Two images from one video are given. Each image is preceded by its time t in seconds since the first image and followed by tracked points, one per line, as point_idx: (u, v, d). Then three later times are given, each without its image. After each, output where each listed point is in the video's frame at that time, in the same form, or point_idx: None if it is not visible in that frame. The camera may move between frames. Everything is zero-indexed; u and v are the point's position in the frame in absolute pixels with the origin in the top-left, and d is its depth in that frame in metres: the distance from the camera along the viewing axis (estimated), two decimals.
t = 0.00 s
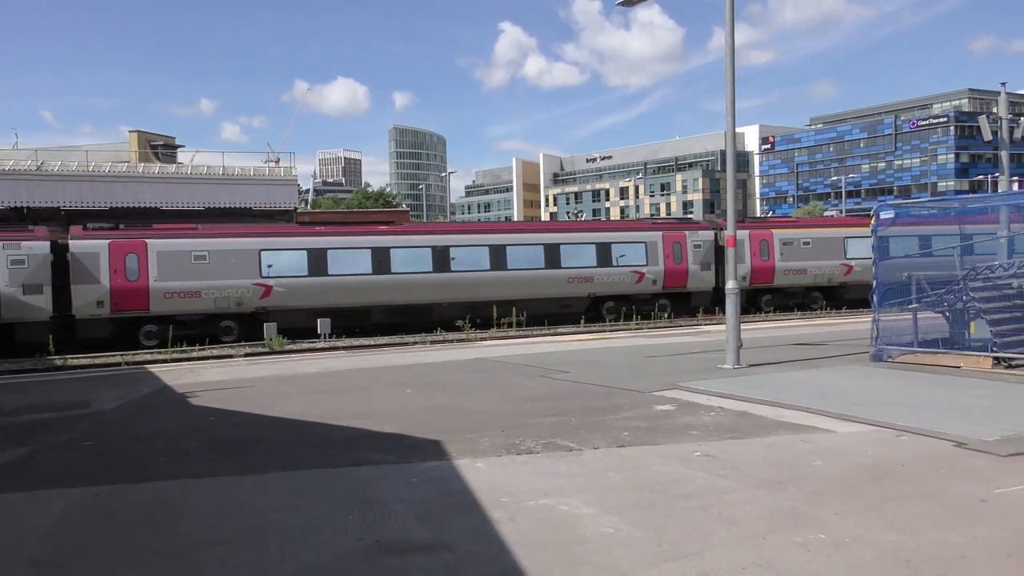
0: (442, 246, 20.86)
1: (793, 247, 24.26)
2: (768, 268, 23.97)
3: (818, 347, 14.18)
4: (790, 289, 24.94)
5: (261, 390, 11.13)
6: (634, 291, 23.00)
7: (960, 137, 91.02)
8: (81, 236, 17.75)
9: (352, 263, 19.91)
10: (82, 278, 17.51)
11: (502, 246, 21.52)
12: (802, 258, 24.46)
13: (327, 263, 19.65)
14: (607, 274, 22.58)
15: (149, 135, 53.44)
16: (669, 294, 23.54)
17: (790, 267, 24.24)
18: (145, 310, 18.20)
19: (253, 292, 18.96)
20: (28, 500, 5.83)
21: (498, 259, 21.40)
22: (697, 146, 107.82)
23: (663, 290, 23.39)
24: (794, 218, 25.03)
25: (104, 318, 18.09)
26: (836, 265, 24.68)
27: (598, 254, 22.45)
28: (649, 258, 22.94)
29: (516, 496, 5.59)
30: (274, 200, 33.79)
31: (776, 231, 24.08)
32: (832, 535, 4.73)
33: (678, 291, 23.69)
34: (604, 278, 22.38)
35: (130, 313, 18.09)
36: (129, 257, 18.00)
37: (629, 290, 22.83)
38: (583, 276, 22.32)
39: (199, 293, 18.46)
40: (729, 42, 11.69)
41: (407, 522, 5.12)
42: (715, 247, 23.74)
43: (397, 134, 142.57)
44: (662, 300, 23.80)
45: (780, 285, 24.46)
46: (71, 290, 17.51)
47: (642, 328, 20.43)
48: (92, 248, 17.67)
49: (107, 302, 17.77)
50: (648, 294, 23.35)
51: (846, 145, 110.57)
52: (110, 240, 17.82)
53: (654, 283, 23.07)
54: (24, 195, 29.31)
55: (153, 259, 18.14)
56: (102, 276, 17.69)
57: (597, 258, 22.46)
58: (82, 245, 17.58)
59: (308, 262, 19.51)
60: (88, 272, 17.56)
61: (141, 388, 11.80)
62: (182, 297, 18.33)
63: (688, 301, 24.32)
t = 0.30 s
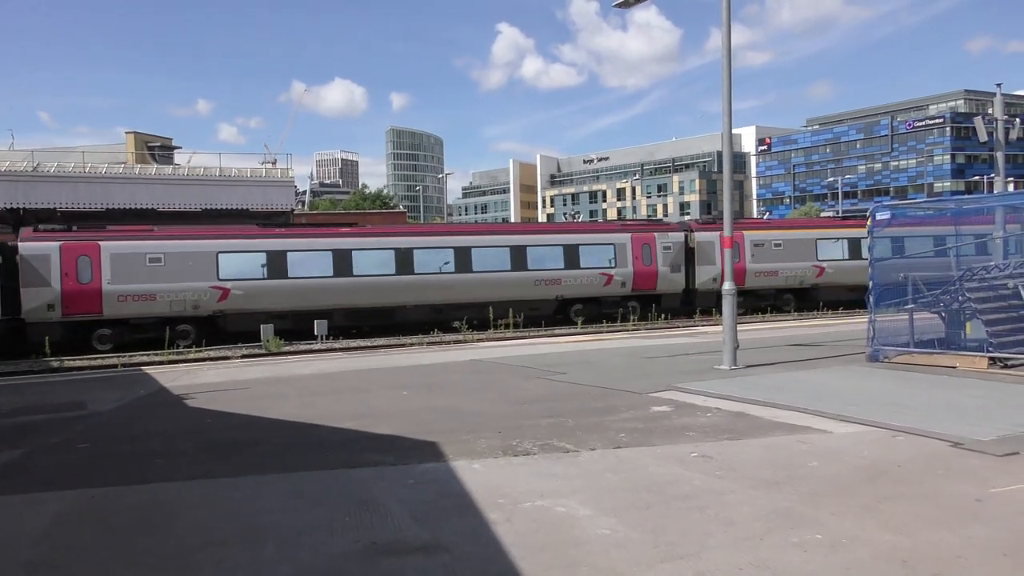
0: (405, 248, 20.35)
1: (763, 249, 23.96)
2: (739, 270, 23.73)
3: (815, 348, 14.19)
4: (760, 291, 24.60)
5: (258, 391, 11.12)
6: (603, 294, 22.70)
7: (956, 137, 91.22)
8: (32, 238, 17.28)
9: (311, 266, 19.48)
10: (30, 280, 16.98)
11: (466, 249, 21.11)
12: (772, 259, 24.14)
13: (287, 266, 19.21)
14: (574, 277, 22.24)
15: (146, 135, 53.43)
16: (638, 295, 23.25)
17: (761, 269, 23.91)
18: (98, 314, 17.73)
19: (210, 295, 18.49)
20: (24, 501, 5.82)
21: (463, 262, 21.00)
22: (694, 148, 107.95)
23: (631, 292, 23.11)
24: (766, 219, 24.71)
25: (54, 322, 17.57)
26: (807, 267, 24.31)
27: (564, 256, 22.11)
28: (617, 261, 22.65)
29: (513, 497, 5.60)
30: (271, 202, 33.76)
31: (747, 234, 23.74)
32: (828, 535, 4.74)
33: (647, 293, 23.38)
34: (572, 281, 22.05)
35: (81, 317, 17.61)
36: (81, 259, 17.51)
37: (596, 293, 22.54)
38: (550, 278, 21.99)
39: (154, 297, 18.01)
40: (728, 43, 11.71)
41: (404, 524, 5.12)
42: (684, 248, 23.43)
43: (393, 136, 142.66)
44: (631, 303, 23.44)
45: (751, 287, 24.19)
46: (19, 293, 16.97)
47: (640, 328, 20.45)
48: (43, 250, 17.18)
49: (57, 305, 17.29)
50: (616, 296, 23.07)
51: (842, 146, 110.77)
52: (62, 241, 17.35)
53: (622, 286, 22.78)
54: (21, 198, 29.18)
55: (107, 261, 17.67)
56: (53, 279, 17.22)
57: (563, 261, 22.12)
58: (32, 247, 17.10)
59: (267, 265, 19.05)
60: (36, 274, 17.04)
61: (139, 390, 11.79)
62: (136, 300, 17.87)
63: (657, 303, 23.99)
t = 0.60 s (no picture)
0: (361, 252, 20.02)
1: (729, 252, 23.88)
2: (704, 273, 23.74)
3: (809, 350, 14.22)
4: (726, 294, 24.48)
5: (252, 394, 11.08)
6: (566, 298, 22.36)
7: (950, 140, 91.56)
8: None
9: (264, 271, 19.13)
10: None
11: (424, 252, 20.74)
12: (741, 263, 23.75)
13: (239, 271, 18.86)
14: (536, 280, 21.92)
15: (140, 138, 53.27)
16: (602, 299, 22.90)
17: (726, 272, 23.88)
18: (40, 319, 17.28)
19: (159, 299, 18.08)
20: (16, 504, 5.79)
21: (422, 266, 20.62)
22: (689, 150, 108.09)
23: (595, 296, 22.80)
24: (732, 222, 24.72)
25: None
26: (773, 270, 23.98)
27: (526, 260, 21.83)
28: (580, 264, 22.36)
29: (508, 499, 5.59)
30: (265, 204, 33.61)
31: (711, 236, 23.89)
32: (823, 536, 4.75)
33: (611, 297, 23.07)
34: (534, 285, 21.76)
35: (23, 322, 17.17)
36: (22, 263, 17.07)
37: (559, 296, 22.24)
38: (511, 282, 21.69)
39: (99, 301, 17.57)
40: (721, 45, 11.74)
41: (398, 526, 5.11)
42: (648, 251, 23.12)
43: (387, 138, 142.69)
44: (595, 306, 23.14)
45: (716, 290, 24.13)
46: None
47: (635, 330, 20.47)
48: None
49: None
50: (579, 299, 22.76)
51: (836, 148, 111.12)
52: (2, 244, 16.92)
53: (585, 289, 22.46)
54: (14, 199, 29.07)
55: (49, 265, 17.24)
56: None
57: (524, 264, 21.84)
58: None
59: (218, 269, 18.68)
60: None
61: (133, 392, 11.76)
62: (80, 305, 17.44)
63: (622, 306, 23.71)
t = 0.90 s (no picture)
0: (323, 253, 19.76)
1: (700, 253, 23.70)
2: (675, 274, 23.38)
3: (807, 350, 14.23)
4: (698, 296, 24.23)
5: (251, 395, 11.08)
6: (534, 299, 22.08)
7: (948, 140, 91.67)
8: None
9: (221, 273, 18.85)
10: None
11: (389, 254, 20.44)
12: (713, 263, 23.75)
13: (196, 272, 18.60)
14: (502, 282, 21.63)
15: (138, 139, 53.23)
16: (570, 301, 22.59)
17: (698, 273, 23.63)
18: None
19: (113, 301, 17.84)
20: (15, 505, 5.80)
21: (385, 267, 20.32)
22: (687, 151, 108.11)
23: (563, 298, 22.52)
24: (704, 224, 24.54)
25: None
26: (744, 271, 23.65)
27: (492, 261, 21.53)
28: (548, 265, 22.08)
29: (505, 500, 5.60)
30: (263, 204, 33.52)
31: (683, 237, 23.53)
32: (820, 537, 4.76)
33: (580, 299, 22.79)
34: (499, 288, 21.47)
35: None
36: None
37: (527, 298, 21.96)
38: (476, 284, 21.38)
39: (51, 304, 17.28)
40: (718, 46, 11.76)
41: (396, 526, 5.12)
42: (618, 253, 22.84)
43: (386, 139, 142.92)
44: (564, 308, 22.84)
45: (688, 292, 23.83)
46: None
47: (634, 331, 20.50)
48: None
49: None
50: (547, 301, 22.46)
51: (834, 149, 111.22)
52: None
53: (554, 291, 22.19)
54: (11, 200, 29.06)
55: None
56: None
57: (501, 265, 21.70)
58: None
59: (176, 270, 18.45)
60: None
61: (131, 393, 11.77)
62: (32, 308, 17.13)
63: (591, 309, 23.42)
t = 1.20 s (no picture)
0: (280, 253, 19.38)
1: (669, 254, 23.32)
2: (643, 275, 23.02)
3: (806, 351, 14.23)
4: (667, 297, 23.85)
5: (249, 394, 11.07)
6: (499, 301, 21.74)
7: (947, 141, 91.72)
8: None
9: (171, 274, 18.39)
10: None
11: (348, 255, 20.05)
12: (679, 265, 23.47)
13: (147, 273, 18.15)
14: (465, 284, 21.25)
15: (136, 138, 53.23)
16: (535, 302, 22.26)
17: (666, 275, 23.24)
18: None
19: (61, 304, 17.37)
20: (15, 504, 5.81)
21: (343, 269, 19.92)
22: (686, 151, 108.17)
23: (528, 299, 22.21)
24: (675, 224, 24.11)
25: None
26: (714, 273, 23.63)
27: (455, 262, 21.14)
28: (512, 267, 21.74)
29: (504, 500, 5.60)
30: (262, 205, 33.46)
31: (650, 238, 23.16)
32: (818, 537, 4.76)
33: (544, 300, 22.50)
34: (463, 289, 21.10)
35: None
36: None
37: (491, 299, 21.60)
38: (437, 285, 20.97)
39: None
40: (718, 46, 11.77)
41: (395, 526, 5.12)
42: (584, 254, 22.56)
43: (384, 139, 142.93)
44: (529, 310, 22.52)
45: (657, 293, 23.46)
46: None
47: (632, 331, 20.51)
48: None
49: None
50: (513, 303, 22.14)
51: (833, 149, 111.28)
52: None
53: (518, 292, 21.88)
54: (9, 199, 28.99)
55: None
56: None
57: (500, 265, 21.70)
58: None
59: (126, 271, 17.98)
60: None
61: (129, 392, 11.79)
62: None
63: (557, 310, 23.12)
